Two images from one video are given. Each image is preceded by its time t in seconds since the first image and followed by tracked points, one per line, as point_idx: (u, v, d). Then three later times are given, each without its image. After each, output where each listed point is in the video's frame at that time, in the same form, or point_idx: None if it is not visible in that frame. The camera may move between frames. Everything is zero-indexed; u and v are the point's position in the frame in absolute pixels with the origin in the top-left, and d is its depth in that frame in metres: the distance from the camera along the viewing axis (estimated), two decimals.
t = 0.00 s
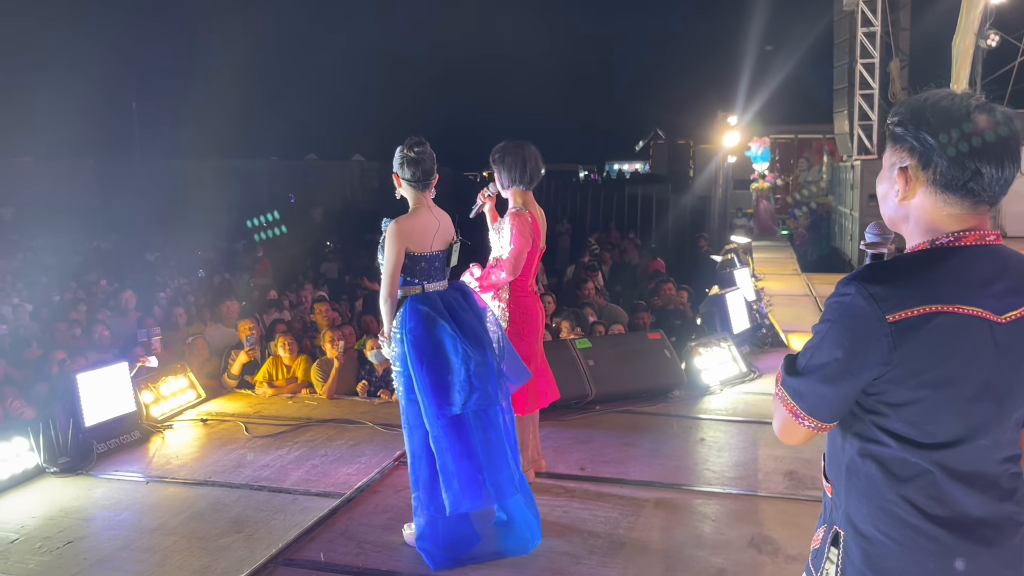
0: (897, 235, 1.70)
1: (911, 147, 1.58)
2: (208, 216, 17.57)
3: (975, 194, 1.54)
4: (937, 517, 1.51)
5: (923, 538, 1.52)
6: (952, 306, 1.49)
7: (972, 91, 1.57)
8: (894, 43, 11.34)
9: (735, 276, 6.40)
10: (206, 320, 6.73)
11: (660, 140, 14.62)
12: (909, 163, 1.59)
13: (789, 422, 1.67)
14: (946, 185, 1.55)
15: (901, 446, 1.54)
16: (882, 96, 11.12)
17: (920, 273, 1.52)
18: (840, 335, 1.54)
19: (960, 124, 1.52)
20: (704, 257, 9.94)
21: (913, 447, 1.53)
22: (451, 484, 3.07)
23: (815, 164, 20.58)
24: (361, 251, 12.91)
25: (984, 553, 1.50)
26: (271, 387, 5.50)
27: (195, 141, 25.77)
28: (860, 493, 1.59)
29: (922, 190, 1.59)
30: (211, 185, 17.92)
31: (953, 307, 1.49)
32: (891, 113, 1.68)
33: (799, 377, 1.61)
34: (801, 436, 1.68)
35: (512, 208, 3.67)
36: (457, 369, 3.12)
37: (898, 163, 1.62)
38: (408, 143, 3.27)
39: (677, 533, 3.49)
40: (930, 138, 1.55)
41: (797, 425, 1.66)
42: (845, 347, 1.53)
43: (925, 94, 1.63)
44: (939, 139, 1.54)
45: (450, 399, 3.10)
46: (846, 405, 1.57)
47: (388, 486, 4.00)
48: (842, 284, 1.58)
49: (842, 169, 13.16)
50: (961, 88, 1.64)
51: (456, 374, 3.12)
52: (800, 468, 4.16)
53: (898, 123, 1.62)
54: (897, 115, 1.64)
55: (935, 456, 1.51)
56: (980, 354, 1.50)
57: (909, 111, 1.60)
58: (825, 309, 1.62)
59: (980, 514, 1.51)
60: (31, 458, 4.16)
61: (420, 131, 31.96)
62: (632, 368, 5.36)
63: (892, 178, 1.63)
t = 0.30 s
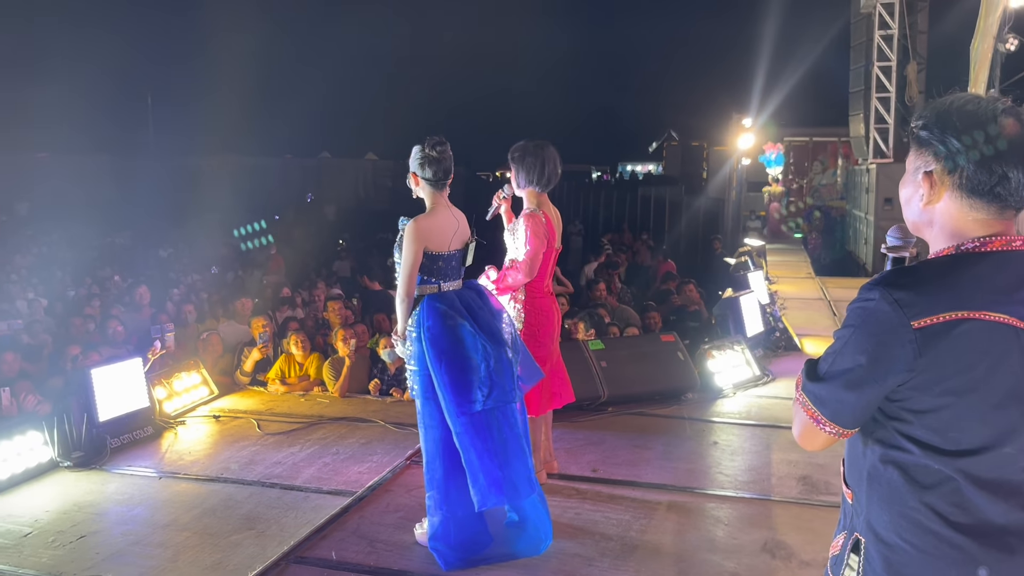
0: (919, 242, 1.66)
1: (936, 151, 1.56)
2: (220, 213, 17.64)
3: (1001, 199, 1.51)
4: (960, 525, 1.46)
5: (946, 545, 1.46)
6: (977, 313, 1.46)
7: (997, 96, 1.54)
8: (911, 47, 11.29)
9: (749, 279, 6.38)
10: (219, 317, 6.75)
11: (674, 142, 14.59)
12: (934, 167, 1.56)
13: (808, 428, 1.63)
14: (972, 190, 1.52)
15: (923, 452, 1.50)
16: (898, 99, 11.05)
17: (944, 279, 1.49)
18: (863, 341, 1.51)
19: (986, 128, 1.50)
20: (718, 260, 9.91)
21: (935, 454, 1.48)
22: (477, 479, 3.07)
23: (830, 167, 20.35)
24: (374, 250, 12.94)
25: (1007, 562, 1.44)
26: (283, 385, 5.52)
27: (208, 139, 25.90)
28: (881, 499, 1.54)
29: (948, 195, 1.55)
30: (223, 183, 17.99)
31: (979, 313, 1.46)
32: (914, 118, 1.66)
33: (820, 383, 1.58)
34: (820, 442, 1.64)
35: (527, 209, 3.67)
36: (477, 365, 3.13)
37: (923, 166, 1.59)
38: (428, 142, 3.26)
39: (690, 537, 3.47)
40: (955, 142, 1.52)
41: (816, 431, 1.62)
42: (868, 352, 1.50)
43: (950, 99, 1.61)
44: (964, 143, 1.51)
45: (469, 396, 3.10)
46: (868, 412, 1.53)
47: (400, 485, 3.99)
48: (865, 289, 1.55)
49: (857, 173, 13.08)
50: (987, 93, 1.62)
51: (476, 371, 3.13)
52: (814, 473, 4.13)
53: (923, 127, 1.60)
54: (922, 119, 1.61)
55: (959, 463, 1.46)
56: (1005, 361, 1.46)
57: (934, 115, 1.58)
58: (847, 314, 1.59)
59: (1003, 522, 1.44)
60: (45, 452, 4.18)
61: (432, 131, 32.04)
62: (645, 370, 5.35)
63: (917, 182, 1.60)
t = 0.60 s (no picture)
0: (937, 244, 1.64)
1: (956, 153, 1.54)
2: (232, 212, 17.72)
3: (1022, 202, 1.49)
4: (972, 529, 1.44)
5: (958, 550, 1.44)
6: (995, 315, 1.43)
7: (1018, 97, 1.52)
8: (927, 48, 11.19)
9: (762, 281, 6.35)
10: (231, 314, 6.78)
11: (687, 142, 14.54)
12: (954, 169, 1.54)
13: (821, 428, 1.62)
14: (992, 193, 1.49)
15: (937, 455, 1.47)
16: (914, 101, 10.96)
17: (961, 281, 1.47)
18: (878, 342, 1.50)
19: (1007, 130, 1.48)
20: (731, 261, 9.87)
21: (949, 457, 1.46)
22: (494, 475, 3.08)
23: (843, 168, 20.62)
24: (385, 249, 12.96)
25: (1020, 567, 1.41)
26: (294, 382, 5.54)
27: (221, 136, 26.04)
28: (894, 502, 1.53)
29: (967, 197, 1.53)
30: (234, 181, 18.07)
31: (996, 316, 1.43)
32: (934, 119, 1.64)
33: (834, 383, 1.57)
34: (834, 443, 1.63)
35: (539, 209, 3.66)
36: (490, 363, 3.15)
37: (942, 169, 1.57)
38: (447, 141, 3.27)
39: (700, 539, 3.45)
40: (976, 144, 1.50)
41: (830, 431, 1.61)
42: (883, 353, 1.49)
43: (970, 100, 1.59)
44: (986, 145, 1.49)
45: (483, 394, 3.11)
46: (883, 413, 1.52)
47: (410, 484, 3.99)
48: (881, 290, 1.54)
49: (871, 175, 12.98)
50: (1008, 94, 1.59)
51: (490, 369, 3.15)
52: (825, 476, 4.10)
53: (943, 128, 1.58)
54: (942, 120, 1.59)
55: (973, 467, 1.44)
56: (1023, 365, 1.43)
57: (954, 117, 1.56)
58: (862, 315, 1.58)
59: (1017, 527, 1.41)
60: (58, 447, 4.21)
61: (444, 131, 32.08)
62: (656, 371, 5.33)
63: (935, 185, 1.58)
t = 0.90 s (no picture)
0: (951, 245, 1.63)
1: (973, 155, 1.53)
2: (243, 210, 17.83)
3: None
4: (977, 531, 1.43)
5: (962, 551, 1.44)
6: (1004, 318, 1.42)
7: None
8: (940, 49, 11.10)
9: (772, 282, 6.32)
10: (241, 312, 6.81)
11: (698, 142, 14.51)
12: (969, 171, 1.53)
13: (829, 427, 1.61)
14: (1006, 196, 1.48)
15: (944, 456, 1.46)
16: (926, 101, 10.90)
17: (974, 282, 1.45)
18: (888, 341, 1.48)
19: None
20: (741, 261, 9.84)
21: (956, 459, 1.45)
22: (495, 478, 3.07)
23: (854, 168, 20.71)
24: (395, 248, 12.98)
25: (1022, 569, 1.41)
26: (304, 380, 5.55)
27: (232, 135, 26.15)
28: (900, 502, 1.51)
29: (982, 199, 1.52)
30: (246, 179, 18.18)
31: (1006, 319, 1.42)
32: (950, 123, 1.63)
33: (843, 381, 1.56)
34: (842, 442, 1.62)
35: (550, 209, 3.65)
36: (499, 362, 3.15)
37: (958, 171, 1.55)
38: (459, 139, 3.28)
39: (708, 540, 3.44)
40: (993, 148, 1.49)
41: (838, 430, 1.60)
42: (892, 353, 1.48)
43: (987, 103, 1.58)
44: (1002, 148, 1.48)
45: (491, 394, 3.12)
46: (891, 413, 1.51)
47: (418, 482, 4.00)
48: (891, 290, 1.52)
49: (883, 176, 12.90)
50: None
51: (499, 368, 3.15)
52: (835, 478, 4.08)
53: (959, 131, 1.56)
54: (959, 122, 1.58)
55: (980, 469, 1.43)
56: None
57: (971, 119, 1.55)
58: (873, 314, 1.56)
59: (1021, 530, 1.41)
60: (69, 444, 4.23)
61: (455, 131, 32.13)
62: (666, 371, 5.32)
63: (951, 186, 1.56)
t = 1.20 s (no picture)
0: (961, 247, 1.62)
1: (982, 156, 1.52)
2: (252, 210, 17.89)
3: None
4: (983, 531, 1.43)
5: (967, 550, 1.43)
6: (1010, 319, 1.41)
7: None
8: (950, 49, 11.05)
9: (781, 283, 6.31)
10: (250, 311, 6.83)
11: (707, 143, 14.47)
12: (979, 172, 1.52)
13: (837, 426, 1.62)
14: (1016, 197, 1.47)
15: (949, 456, 1.46)
16: (936, 102, 10.85)
17: (981, 282, 1.45)
18: (894, 341, 1.49)
19: None
20: (750, 262, 9.81)
21: (962, 458, 1.45)
22: (493, 479, 3.06)
23: (864, 169, 20.66)
24: (403, 248, 13.00)
25: None
26: (312, 379, 5.57)
27: (242, 135, 26.27)
28: (905, 501, 1.52)
29: (991, 200, 1.51)
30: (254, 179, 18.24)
31: (1012, 320, 1.42)
32: (961, 124, 1.62)
33: (850, 380, 1.57)
34: (850, 440, 1.63)
35: (558, 208, 3.65)
36: (507, 363, 3.16)
37: (968, 171, 1.55)
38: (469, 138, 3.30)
39: (716, 541, 3.43)
40: (1002, 149, 1.48)
41: (845, 429, 1.61)
42: (898, 353, 1.48)
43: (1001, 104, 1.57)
44: (1011, 150, 1.47)
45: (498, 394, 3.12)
46: (897, 412, 1.51)
47: (426, 482, 4.00)
48: (899, 290, 1.52)
49: (893, 176, 12.87)
50: None
51: (505, 369, 3.16)
52: (843, 480, 4.06)
53: (970, 133, 1.56)
54: (969, 124, 1.58)
55: (985, 470, 1.43)
56: None
57: (981, 121, 1.55)
58: (882, 314, 1.56)
59: None
60: (80, 441, 4.26)
61: (463, 130, 32.16)
62: (674, 372, 5.31)
63: (960, 187, 1.56)
